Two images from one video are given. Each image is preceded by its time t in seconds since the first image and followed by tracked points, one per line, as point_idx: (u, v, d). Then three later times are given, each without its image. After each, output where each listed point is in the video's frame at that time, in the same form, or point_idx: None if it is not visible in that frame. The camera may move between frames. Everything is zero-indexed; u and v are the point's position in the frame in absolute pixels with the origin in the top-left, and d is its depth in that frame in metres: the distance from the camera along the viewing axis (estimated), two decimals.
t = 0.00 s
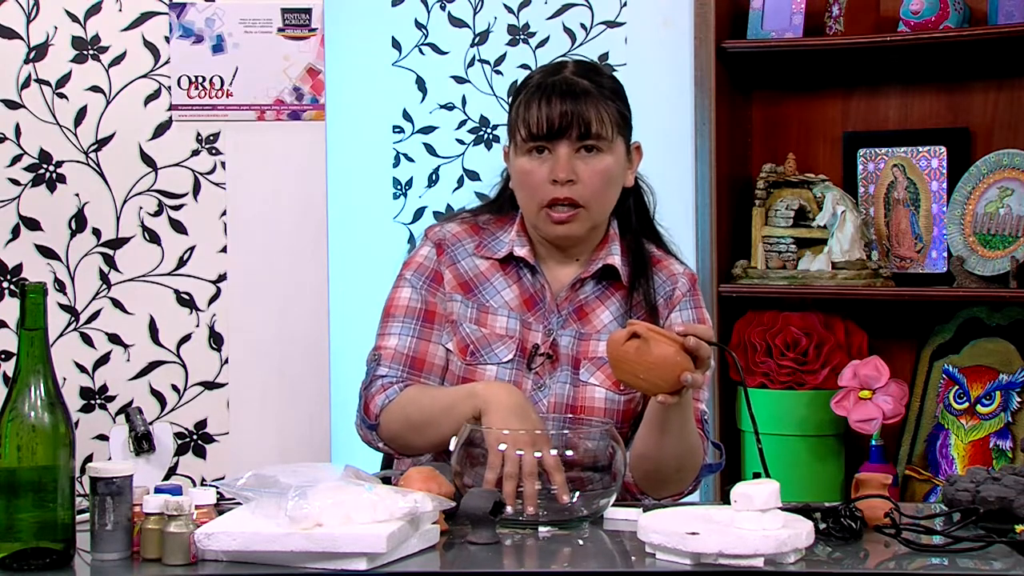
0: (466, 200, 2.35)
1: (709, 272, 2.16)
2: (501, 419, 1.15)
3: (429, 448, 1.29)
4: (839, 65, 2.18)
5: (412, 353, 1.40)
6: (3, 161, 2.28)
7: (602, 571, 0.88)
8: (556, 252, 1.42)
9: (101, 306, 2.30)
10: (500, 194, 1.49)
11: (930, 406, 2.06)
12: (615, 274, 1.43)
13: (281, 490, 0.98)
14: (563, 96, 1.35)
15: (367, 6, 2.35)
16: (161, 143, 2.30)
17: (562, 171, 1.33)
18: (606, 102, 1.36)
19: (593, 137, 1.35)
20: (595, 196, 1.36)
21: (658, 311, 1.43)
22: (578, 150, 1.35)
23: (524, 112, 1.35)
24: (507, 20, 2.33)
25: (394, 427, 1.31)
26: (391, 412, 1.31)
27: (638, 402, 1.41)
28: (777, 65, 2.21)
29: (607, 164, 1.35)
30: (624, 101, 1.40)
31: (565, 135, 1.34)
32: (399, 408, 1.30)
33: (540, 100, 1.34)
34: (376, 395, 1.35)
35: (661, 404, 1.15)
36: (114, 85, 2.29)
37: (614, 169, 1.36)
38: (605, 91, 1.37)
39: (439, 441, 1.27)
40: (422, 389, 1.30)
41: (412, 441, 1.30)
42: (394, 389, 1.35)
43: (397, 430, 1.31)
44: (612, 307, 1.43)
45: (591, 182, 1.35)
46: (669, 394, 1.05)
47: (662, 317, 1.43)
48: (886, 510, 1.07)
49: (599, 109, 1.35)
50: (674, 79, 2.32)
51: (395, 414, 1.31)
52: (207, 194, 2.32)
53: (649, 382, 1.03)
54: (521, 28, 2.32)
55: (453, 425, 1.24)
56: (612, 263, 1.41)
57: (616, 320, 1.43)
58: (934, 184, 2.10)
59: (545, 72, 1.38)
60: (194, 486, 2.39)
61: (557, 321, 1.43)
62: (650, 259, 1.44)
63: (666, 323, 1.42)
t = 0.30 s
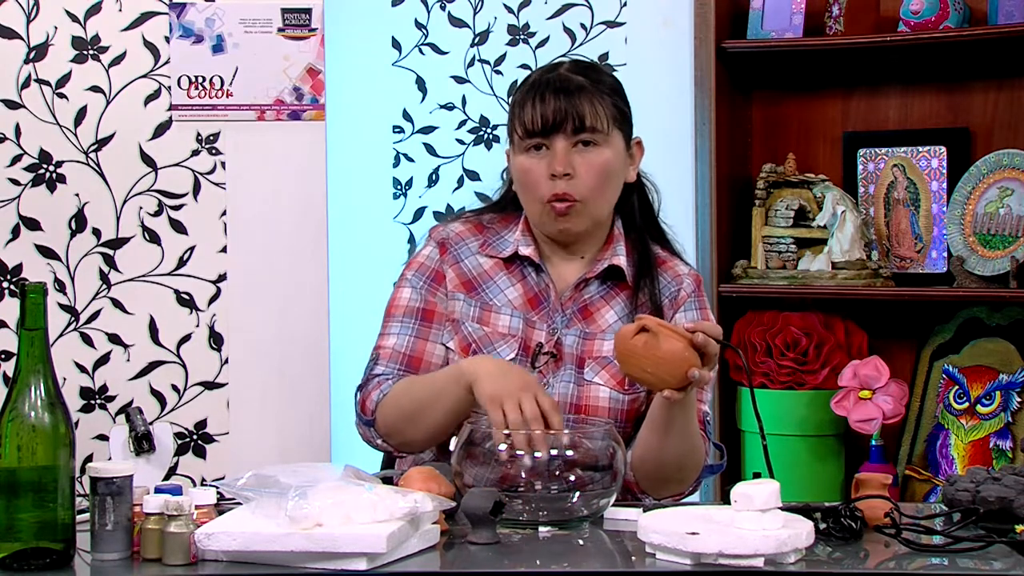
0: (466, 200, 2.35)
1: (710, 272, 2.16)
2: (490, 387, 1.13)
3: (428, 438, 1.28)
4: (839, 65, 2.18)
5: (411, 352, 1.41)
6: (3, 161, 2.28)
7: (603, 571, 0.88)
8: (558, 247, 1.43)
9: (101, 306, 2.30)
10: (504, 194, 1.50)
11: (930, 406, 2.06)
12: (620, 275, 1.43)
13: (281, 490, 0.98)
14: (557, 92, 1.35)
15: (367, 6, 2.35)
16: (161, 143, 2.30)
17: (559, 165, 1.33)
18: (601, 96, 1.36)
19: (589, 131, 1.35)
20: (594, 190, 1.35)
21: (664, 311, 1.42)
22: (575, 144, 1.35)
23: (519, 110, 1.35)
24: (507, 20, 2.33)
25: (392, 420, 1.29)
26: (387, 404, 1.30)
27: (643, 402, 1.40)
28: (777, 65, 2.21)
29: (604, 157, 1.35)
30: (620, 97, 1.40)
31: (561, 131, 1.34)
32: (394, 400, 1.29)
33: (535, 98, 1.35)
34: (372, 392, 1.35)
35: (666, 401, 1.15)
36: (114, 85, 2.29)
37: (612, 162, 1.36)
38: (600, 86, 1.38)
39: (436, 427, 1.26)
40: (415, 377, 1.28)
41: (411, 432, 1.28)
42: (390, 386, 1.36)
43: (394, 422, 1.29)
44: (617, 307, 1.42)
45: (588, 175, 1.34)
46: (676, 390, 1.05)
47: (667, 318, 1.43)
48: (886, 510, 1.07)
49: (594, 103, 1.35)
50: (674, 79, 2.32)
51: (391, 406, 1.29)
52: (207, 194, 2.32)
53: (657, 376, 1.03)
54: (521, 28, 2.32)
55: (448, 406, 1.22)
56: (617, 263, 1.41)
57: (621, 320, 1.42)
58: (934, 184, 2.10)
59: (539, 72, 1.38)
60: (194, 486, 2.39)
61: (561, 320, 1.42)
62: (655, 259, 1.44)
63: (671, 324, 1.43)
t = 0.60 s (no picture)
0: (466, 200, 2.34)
1: (709, 272, 2.16)
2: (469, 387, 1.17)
3: (417, 452, 1.31)
4: (840, 65, 2.18)
5: (395, 367, 1.42)
6: (3, 161, 2.28)
7: (603, 571, 0.88)
8: (551, 244, 1.41)
9: (101, 306, 2.30)
10: (493, 198, 1.49)
11: (930, 406, 2.06)
12: (612, 274, 1.42)
13: (281, 490, 0.98)
14: (551, 87, 1.36)
15: (367, 6, 2.35)
16: (161, 143, 2.30)
17: (553, 156, 1.33)
18: (595, 91, 1.37)
19: (583, 124, 1.35)
20: (589, 180, 1.34)
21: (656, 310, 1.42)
22: (569, 137, 1.35)
23: (514, 103, 1.36)
24: (507, 20, 2.33)
25: (381, 437, 1.33)
26: (374, 422, 1.33)
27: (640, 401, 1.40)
28: (777, 65, 2.21)
29: (598, 149, 1.35)
30: (614, 94, 1.41)
31: (555, 123, 1.35)
32: (381, 416, 1.32)
33: (529, 92, 1.36)
34: (359, 410, 1.38)
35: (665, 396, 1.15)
36: (114, 85, 2.29)
37: (606, 154, 1.36)
38: (595, 82, 1.39)
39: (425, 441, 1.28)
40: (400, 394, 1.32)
41: (400, 447, 1.31)
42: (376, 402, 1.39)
43: (382, 438, 1.32)
44: (610, 308, 1.42)
45: (582, 166, 1.34)
46: (677, 383, 1.05)
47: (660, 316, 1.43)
48: (886, 510, 1.07)
49: (588, 97, 1.36)
50: (674, 79, 2.32)
51: (378, 424, 1.33)
52: (207, 194, 2.32)
53: (659, 370, 1.03)
54: (521, 28, 2.32)
55: (434, 418, 1.25)
56: (607, 262, 1.40)
57: (614, 320, 1.42)
58: (934, 184, 2.10)
59: (534, 69, 1.39)
60: (194, 486, 2.39)
61: (555, 322, 1.42)
62: (645, 258, 1.44)
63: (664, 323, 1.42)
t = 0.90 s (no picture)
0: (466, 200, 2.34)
1: (709, 272, 2.16)
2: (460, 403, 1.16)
3: (411, 459, 1.31)
4: (840, 65, 2.18)
5: (392, 368, 1.43)
6: (3, 161, 2.28)
7: (603, 571, 0.88)
8: (553, 243, 1.41)
9: (101, 306, 2.30)
10: (495, 197, 1.49)
11: (930, 406, 2.06)
12: (612, 275, 1.42)
13: (281, 490, 0.98)
14: (550, 86, 1.36)
15: (367, 6, 2.35)
16: (161, 143, 2.30)
17: (553, 154, 1.33)
18: (594, 90, 1.37)
19: (582, 122, 1.35)
20: (588, 177, 1.34)
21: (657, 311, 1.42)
22: (568, 135, 1.35)
23: (512, 104, 1.36)
24: (507, 20, 2.33)
25: (378, 441, 1.33)
26: (372, 424, 1.34)
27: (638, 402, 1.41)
28: (777, 65, 2.21)
29: (598, 147, 1.35)
30: (614, 92, 1.41)
31: (554, 121, 1.35)
32: (379, 419, 1.33)
33: (528, 92, 1.36)
34: (356, 410, 1.39)
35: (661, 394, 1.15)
36: (114, 85, 2.29)
37: (606, 152, 1.36)
38: (593, 81, 1.38)
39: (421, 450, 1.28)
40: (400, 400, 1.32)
41: (395, 452, 1.32)
42: (373, 403, 1.39)
43: (378, 442, 1.33)
44: (610, 308, 1.42)
45: (582, 164, 1.34)
46: (669, 379, 1.05)
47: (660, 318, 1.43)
48: (886, 510, 1.07)
49: (587, 95, 1.36)
50: (673, 79, 2.32)
51: (375, 427, 1.34)
52: (207, 194, 2.32)
53: (650, 366, 1.04)
54: (521, 28, 2.32)
55: (432, 428, 1.25)
56: (609, 263, 1.40)
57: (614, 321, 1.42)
58: (934, 184, 2.10)
59: (531, 70, 1.39)
60: (194, 486, 2.39)
61: (555, 322, 1.42)
62: (647, 259, 1.44)
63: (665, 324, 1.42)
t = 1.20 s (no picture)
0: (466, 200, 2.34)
1: (709, 272, 2.16)
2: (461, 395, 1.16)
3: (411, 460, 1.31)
4: (840, 65, 2.18)
5: (392, 369, 1.43)
6: (3, 161, 2.28)
7: (602, 571, 0.88)
8: (550, 246, 1.41)
9: (101, 306, 2.30)
10: (495, 199, 1.50)
11: (930, 406, 2.06)
12: (612, 276, 1.42)
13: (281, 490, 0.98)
14: (560, 88, 1.36)
15: (367, 6, 2.35)
16: (161, 143, 2.30)
17: (561, 158, 1.33)
18: (603, 94, 1.37)
19: (590, 127, 1.35)
20: (595, 182, 1.34)
21: (656, 312, 1.42)
22: (576, 139, 1.35)
23: (521, 103, 1.36)
24: (507, 20, 2.33)
25: (377, 442, 1.34)
26: (372, 426, 1.35)
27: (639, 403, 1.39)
28: (776, 65, 2.21)
29: (605, 152, 1.35)
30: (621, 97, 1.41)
31: (562, 124, 1.35)
32: (379, 420, 1.34)
33: (537, 93, 1.36)
34: (357, 412, 1.39)
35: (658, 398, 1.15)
36: (114, 85, 2.29)
37: (612, 157, 1.36)
38: (602, 85, 1.38)
39: (422, 450, 1.29)
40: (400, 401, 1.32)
41: (396, 453, 1.32)
42: (374, 404, 1.39)
43: (379, 443, 1.33)
44: (609, 309, 1.42)
45: (590, 169, 1.34)
46: (665, 387, 1.05)
47: (660, 318, 1.42)
48: (886, 510, 1.07)
49: (597, 100, 1.36)
50: (674, 79, 2.32)
51: (376, 428, 1.34)
52: (207, 194, 2.32)
53: (646, 374, 1.04)
54: (521, 28, 2.32)
55: (433, 426, 1.25)
56: (608, 264, 1.40)
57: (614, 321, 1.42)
58: (934, 184, 2.10)
59: (539, 71, 1.39)
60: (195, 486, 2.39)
61: (555, 323, 1.42)
62: (646, 259, 1.44)
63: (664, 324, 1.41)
